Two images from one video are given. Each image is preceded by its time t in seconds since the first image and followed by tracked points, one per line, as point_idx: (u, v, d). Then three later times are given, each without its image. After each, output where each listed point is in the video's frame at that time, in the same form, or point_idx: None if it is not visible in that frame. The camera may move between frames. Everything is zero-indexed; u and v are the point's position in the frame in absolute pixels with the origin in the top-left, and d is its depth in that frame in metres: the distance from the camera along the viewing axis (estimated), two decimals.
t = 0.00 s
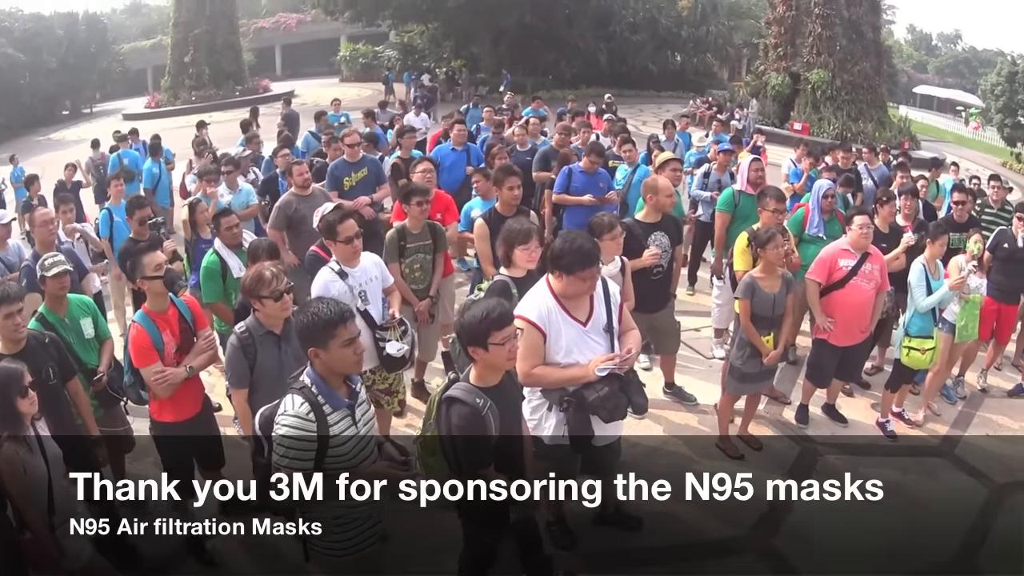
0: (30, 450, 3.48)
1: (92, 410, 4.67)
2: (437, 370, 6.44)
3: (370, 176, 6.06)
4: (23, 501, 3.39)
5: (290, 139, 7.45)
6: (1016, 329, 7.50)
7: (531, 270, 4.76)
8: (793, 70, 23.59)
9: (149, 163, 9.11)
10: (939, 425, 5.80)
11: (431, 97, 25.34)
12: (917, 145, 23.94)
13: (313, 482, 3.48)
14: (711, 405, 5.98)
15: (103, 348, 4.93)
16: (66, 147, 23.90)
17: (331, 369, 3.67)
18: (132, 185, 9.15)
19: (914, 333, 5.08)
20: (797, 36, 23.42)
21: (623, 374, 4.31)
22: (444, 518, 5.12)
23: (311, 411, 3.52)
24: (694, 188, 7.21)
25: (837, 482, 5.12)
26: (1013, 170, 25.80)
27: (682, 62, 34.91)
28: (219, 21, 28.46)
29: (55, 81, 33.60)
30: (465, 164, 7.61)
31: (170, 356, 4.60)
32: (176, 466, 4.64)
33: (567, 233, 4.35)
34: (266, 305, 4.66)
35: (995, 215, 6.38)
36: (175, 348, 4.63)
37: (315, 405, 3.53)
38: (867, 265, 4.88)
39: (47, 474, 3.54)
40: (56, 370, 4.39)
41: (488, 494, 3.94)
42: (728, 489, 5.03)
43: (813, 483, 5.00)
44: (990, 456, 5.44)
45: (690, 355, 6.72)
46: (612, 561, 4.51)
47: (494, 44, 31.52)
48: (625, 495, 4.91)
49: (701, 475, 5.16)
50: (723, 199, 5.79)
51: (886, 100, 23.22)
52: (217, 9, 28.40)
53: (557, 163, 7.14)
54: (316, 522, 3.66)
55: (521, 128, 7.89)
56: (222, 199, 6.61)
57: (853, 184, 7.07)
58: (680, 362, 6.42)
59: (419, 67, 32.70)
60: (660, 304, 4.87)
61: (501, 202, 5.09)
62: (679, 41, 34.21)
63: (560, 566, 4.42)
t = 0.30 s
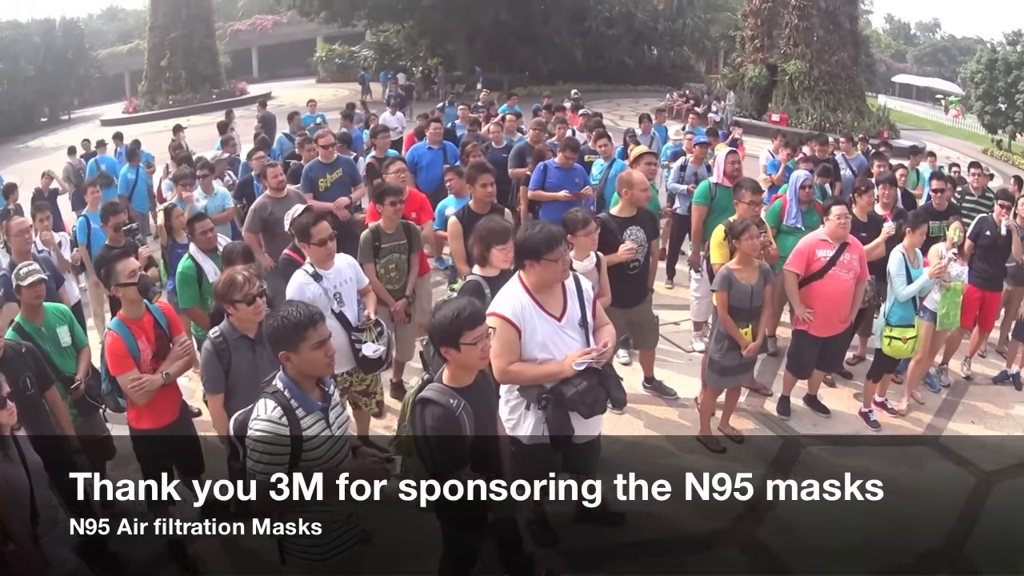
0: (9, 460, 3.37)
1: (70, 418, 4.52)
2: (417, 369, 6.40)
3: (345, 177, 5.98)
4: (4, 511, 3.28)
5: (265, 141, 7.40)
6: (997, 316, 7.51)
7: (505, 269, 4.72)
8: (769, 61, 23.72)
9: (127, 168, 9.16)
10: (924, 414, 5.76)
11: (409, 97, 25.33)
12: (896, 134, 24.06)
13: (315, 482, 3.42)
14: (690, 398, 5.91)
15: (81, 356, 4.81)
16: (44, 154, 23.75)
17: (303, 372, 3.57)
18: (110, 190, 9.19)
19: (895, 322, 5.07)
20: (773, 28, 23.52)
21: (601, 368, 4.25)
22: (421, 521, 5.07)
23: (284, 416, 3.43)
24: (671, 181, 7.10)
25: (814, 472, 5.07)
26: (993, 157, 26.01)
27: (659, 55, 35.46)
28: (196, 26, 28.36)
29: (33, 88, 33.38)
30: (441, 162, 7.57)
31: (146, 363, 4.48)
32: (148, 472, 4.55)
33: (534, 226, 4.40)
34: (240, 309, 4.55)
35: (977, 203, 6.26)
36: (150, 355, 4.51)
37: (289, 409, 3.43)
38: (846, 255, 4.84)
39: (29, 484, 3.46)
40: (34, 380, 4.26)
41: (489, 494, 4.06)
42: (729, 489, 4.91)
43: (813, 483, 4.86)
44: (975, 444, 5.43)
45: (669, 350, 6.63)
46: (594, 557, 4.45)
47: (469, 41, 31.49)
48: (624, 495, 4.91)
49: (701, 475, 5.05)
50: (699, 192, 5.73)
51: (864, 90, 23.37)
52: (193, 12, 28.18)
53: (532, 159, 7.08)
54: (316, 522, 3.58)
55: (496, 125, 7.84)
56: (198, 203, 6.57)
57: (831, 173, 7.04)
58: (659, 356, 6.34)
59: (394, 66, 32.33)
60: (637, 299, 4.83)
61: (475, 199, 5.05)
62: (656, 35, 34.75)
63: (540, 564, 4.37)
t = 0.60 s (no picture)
0: None
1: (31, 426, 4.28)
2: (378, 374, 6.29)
3: (305, 180, 5.95)
4: None
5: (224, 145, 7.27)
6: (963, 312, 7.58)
7: (464, 274, 4.66)
8: (732, 60, 23.84)
9: (89, 173, 9.04)
10: (891, 411, 5.74)
11: (369, 100, 25.18)
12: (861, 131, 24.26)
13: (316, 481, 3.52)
14: (654, 399, 5.82)
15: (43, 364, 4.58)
16: (5, 160, 23.30)
17: (260, 380, 3.49)
18: (71, 196, 9.05)
19: (860, 320, 4.99)
20: (737, 26, 23.64)
21: (563, 367, 4.21)
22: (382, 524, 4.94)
23: (242, 424, 3.33)
24: (633, 182, 7.01)
25: (780, 471, 5.03)
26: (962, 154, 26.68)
27: (621, 55, 35.48)
28: (159, 29, 28.06)
29: None
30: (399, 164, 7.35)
31: (107, 371, 4.29)
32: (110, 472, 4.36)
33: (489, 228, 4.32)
34: (196, 317, 4.29)
35: (943, 199, 6.19)
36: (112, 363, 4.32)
37: (246, 417, 3.34)
38: (809, 254, 4.79)
39: None
40: None
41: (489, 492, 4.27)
42: (729, 489, 4.87)
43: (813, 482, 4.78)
44: (947, 439, 5.43)
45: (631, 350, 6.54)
46: (559, 560, 4.38)
47: (431, 41, 31.10)
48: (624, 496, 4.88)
49: (700, 474, 5.00)
50: (660, 191, 5.67)
51: (829, 88, 23.50)
52: (155, 15, 27.90)
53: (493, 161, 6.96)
54: (316, 522, 3.66)
55: (457, 126, 7.75)
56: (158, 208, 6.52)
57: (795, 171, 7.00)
58: (622, 356, 6.24)
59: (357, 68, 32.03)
60: (598, 299, 4.78)
61: (433, 202, 5.00)
62: (618, 35, 34.94)
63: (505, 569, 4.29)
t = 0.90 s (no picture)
0: None
1: None
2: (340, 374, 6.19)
3: (265, 179, 5.93)
4: None
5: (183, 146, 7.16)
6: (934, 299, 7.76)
7: (423, 273, 4.59)
8: (695, 53, 23.91)
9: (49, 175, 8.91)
10: (859, 401, 5.72)
11: (330, 98, 24.94)
12: (823, 121, 24.48)
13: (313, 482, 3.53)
14: (618, 394, 5.73)
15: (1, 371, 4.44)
16: None
17: (217, 386, 3.39)
18: (30, 199, 8.91)
19: (826, 311, 4.86)
20: (699, 19, 23.65)
21: (525, 364, 4.09)
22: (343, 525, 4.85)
23: (202, 434, 3.25)
24: (593, 175, 6.92)
25: (746, 465, 4.97)
26: (928, 143, 27.43)
27: (583, 49, 35.51)
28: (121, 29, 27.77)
29: None
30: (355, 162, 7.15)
31: (68, 378, 4.19)
32: (108, 473, 4.34)
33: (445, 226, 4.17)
34: (155, 321, 4.17)
35: (908, 188, 6.19)
36: (73, 370, 4.21)
37: (206, 426, 3.26)
38: (774, 245, 4.72)
39: None
40: None
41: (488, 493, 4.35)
42: (729, 489, 4.75)
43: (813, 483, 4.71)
44: (918, 427, 5.47)
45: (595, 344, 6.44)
46: (526, 559, 4.30)
47: (392, 39, 31.18)
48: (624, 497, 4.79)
49: (701, 475, 4.89)
50: (622, 184, 5.61)
51: (791, 79, 23.68)
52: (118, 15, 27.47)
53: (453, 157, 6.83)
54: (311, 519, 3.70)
55: (417, 122, 7.67)
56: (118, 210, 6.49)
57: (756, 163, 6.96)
58: (585, 351, 6.13)
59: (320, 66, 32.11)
60: (560, 295, 4.71)
61: (392, 199, 4.93)
62: (579, 28, 34.36)
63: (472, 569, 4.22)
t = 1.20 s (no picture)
0: None
1: None
2: (308, 384, 6.10)
3: (230, 189, 5.94)
4: None
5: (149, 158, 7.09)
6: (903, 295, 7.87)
7: (387, 282, 4.57)
8: (660, 54, 24.00)
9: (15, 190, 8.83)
10: (832, 400, 5.71)
11: (296, 106, 24.88)
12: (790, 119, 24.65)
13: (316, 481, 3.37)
14: (587, 399, 5.63)
15: None
16: None
17: (182, 404, 3.32)
18: None
19: (795, 311, 4.79)
20: (664, 20, 23.80)
21: (489, 372, 3.97)
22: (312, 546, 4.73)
23: (173, 452, 3.19)
24: (559, 179, 6.88)
25: (718, 465, 4.91)
26: (896, 140, 28.18)
27: (548, 52, 35.78)
28: (89, 40, 27.63)
29: None
30: (315, 171, 7.03)
31: (36, 395, 4.03)
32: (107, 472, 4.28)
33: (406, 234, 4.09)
34: (120, 336, 4.04)
35: (878, 185, 6.16)
36: (41, 387, 4.05)
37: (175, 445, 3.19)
38: (741, 246, 4.67)
39: None
40: None
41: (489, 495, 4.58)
42: (729, 489, 4.66)
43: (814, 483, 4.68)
44: (893, 423, 5.48)
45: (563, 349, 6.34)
46: (499, 566, 4.19)
47: (358, 45, 31.21)
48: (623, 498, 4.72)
49: (700, 475, 4.81)
50: (586, 188, 5.58)
51: (757, 79, 23.83)
52: (86, 25, 27.40)
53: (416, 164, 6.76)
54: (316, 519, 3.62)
55: (381, 129, 7.63)
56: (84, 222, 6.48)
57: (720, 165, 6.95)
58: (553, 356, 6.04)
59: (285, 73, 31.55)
60: (525, 301, 4.67)
61: (356, 208, 4.89)
62: (545, 31, 35.23)
63: None
